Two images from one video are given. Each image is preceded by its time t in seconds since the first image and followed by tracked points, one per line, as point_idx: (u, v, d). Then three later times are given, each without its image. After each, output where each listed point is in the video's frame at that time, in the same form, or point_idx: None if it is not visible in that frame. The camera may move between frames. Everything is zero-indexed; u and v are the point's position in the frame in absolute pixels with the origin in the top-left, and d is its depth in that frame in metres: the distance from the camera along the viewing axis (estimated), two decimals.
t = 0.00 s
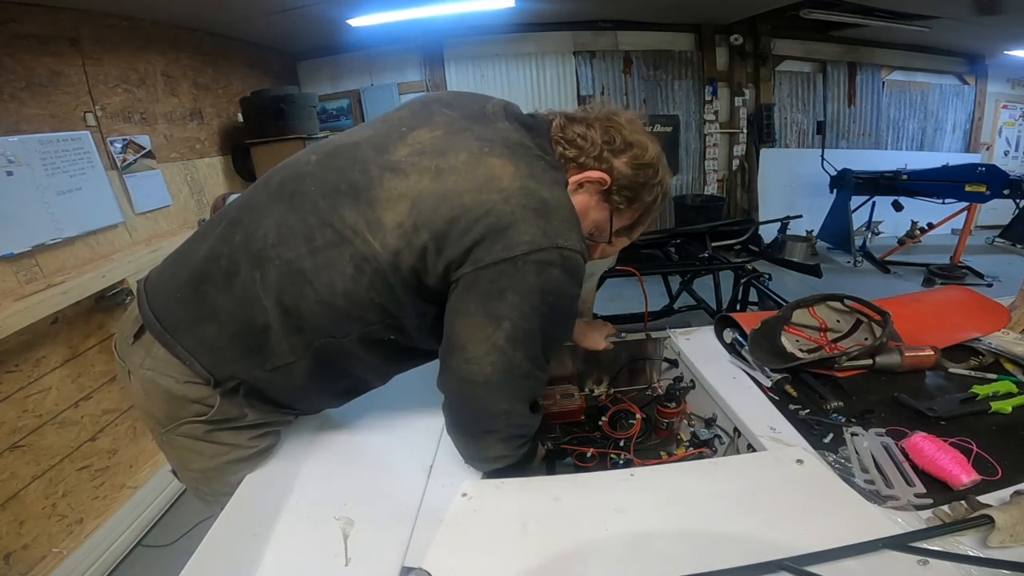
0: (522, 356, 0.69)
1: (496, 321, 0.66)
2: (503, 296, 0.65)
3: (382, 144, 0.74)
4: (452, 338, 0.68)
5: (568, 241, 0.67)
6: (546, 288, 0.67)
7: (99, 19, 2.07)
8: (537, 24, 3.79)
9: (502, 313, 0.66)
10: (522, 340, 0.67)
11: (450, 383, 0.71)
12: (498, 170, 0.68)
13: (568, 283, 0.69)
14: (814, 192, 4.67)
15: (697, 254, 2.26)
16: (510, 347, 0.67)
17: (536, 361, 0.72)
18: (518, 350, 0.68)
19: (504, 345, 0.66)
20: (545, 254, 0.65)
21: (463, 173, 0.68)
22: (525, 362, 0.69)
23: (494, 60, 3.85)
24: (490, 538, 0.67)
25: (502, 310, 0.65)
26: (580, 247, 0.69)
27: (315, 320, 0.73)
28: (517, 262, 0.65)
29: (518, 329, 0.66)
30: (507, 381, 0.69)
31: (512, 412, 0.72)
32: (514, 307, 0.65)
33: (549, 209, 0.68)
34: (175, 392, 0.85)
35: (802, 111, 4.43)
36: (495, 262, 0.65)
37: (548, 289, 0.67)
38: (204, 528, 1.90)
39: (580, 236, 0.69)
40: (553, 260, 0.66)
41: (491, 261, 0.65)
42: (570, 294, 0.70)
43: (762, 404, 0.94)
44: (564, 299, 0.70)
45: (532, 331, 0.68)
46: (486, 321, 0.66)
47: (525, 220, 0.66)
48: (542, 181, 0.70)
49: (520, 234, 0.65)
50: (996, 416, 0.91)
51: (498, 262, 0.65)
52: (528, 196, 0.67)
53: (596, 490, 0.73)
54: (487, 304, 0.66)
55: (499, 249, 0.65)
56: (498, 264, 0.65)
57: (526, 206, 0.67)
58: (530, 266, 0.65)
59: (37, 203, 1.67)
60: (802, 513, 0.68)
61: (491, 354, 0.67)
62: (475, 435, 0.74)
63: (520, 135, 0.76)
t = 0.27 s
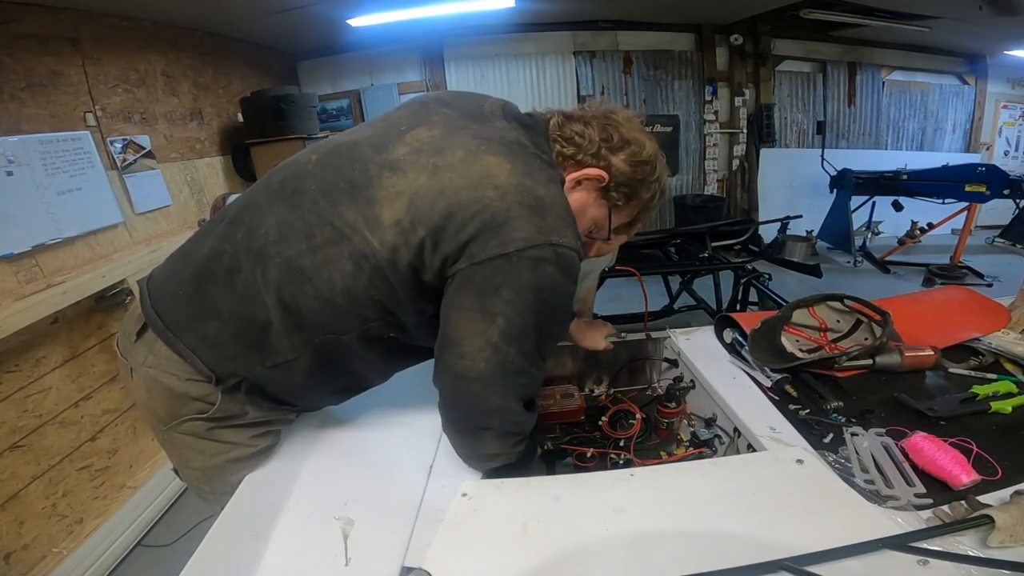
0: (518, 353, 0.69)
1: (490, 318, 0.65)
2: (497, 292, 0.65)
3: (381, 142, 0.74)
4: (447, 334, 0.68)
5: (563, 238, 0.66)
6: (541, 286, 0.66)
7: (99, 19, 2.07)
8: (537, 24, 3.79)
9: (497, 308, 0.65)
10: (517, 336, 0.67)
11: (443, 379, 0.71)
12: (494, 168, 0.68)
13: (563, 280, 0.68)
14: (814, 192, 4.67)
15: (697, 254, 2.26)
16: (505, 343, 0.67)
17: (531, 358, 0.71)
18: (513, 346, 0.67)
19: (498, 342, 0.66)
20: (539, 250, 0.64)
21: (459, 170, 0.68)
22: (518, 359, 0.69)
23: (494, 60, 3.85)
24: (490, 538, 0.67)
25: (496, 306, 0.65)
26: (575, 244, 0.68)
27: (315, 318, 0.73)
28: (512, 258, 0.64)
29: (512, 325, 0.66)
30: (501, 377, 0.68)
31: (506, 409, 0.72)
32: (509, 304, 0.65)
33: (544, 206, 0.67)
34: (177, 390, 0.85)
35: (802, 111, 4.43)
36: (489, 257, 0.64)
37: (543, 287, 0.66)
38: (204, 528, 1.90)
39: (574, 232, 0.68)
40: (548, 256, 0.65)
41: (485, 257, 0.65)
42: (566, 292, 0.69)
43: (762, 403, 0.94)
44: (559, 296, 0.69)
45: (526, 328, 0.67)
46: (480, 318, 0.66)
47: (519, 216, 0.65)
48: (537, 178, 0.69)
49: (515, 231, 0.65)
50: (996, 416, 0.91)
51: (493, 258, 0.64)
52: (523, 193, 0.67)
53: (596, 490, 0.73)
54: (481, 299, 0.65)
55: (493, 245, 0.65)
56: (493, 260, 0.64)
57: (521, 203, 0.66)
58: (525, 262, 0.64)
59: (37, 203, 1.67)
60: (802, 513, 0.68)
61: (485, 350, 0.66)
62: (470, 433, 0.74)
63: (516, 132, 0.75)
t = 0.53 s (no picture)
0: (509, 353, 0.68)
1: (473, 316, 0.65)
2: (481, 290, 0.64)
3: (379, 140, 0.74)
4: (429, 330, 0.67)
5: (552, 240, 0.66)
6: (527, 287, 0.65)
7: (99, 19, 2.07)
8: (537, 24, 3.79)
9: (480, 307, 0.64)
10: (498, 335, 0.66)
11: (424, 377, 0.69)
12: (486, 166, 0.68)
13: (549, 282, 0.66)
14: (814, 192, 4.67)
15: (697, 254, 2.26)
16: (486, 343, 0.66)
17: (513, 358, 0.69)
18: (492, 345, 0.66)
19: (479, 340, 0.65)
20: (527, 251, 0.64)
21: (452, 168, 0.68)
22: (497, 358, 0.67)
23: (494, 60, 3.85)
24: (490, 538, 0.67)
25: (479, 304, 0.64)
26: (564, 246, 0.67)
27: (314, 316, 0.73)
28: (498, 257, 0.64)
29: (494, 323, 0.65)
30: (481, 377, 0.67)
31: (481, 410, 0.70)
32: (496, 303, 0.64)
33: (534, 206, 0.67)
34: (177, 391, 0.85)
35: (802, 111, 4.43)
36: (475, 255, 0.64)
37: (529, 289, 0.65)
38: (203, 528, 1.90)
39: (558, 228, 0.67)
40: (535, 257, 0.64)
41: (472, 254, 0.64)
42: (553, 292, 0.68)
43: (761, 403, 0.94)
44: (548, 298, 0.68)
45: (509, 328, 0.66)
46: (462, 315, 0.65)
47: (507, 215, 0.65)
48: (531, 175, 0.69)
49: (503, 229, 0.64)
50: (996, 416, 0.91)
51: (480, 255, 0.64)
52: (514, 192, 0.66)
53: (596, 490, 0.73)
54: (465, 297, 0.65)
55: (482, 242, 0.64)
56: (479, 257, 0.64)
57: (512, 202, 0.66)
58: (511, 262, 0.64)
59: (37, 203, 1.67)
60: (802, 513, 0.68)
61: (464, 348, 0.66)
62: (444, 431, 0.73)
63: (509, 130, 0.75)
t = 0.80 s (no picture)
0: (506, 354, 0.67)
1: (461, 313, 0.62)
2: (470, 287, 0.62)
3: (373, 136, 0.73)
4: (418, 327, 0.65)
5: (543, 234, 0.63)
6: (518, 283, 0.62)
7: (99, 18, 2.07)
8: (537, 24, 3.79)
9: (471, 306, 0.62)
10: (490, 332, 0.63)
11: (416, 375, 0.67)
12: (476, 160, 0.64)
13: (542, 277, 0.64)
14: (814, 192, 4.67)
15: (697, 254, 2.26)
16: (478, 340, 0.63)
17: (505, 355, 0.67)
18: (483, 342, 0.63)
19: (468, 337, 0.63)
20: (518, 246, 0.61)
21: (441, 162, 0.65)
22: (488, 355, 0.65)
23: (494, 60, 3.86)
24: (490, 538, 0.67)
25: (469, 302, 0.62)
26: (557, 241, 0.64)
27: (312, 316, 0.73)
28: (488, 252, 0.61)
29: (484, 321, 0.63)
30: (472, 374, 0.65)
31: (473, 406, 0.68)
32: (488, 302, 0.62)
33: (525, 199, 0.64)
34: (177, 393, 0.85)
35: (802, 111, 4.44)
36: (464, 251, 0.62)
37: (520, 285, 0.63)
38: (203, 528, 1.90)
39: (548, 221, 0.64)
40: (526, 252, 0.62)
41: (460, 250, 0.62)
42: (546, 288, 0.65)
43: (761, 403, 0.94)
44: (541, 295, 0.65)
45: (498, 324, 0.63)
46: (450, 311, 0.63)
47: (498, 209, 0.62)
48: (522, 168, 0.66)
49: (492, 223, 0.62)
50: (996, 416, 0.91)
51: (468, 251, 0.62)
52: (504, 186, 0.63)
53: (596, 490, 0.73)
54: (453, 294, 0.62)
55: (471, 237, 0.62)
56: (467, 253, 0.62)
57: (501, 195, 0.63)
58: (501, 257, 0.61)
59: (37, 203, 1.67)
60: (803, 513, 0.68)
61: (455, 345, 0.63)
62: (436, 430, 0.71)
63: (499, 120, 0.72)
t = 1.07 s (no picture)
0: (500, 352, 0.66)
1: (453, 305, 0.61)
2: (461, 278, 0.61)
3: (367, 129, 0.72)
4: (411, 321, 0.64)
5: (535, 221, 0.62)
6: (512, 272, 0.61)
7: (99, 18, 2.07)
8: (537, 24, 3.79)
9: (460, 297, 0.61)
10: (483, 323, 0.62)
11: (410, 373, 0.67)
12: (466, 148, 0.63)
13: (534, 266, 0.63)
14: (814, 192, 4.67)
15: (697, 254, 2.26)
16: (471, 333, 0.62)
17: (499, 348, 0.65)
18: (476, 334, 0.62)
19: (461, 330, 0.62)
20: (510, 235, 0.60)
21: (430, 151, 0.64)
22: (481, 348, 0.63)
23: (494, 60, 3.86)
24: (490, 538, 0.67)
25: (460, 293, 0.61)
26: (549, 228, 0.63)
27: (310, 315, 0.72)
28: (479, 242, 0.60)
29: (476, 313, 0.61)
30: (465, 369, 0.64)
31: (470, 404, 0.67)
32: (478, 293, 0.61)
33: (517, 187, 0.62)
34: (178, 394, 0.85)
35: (802, 111, 4.44)
36: (454, 241, 0.61)
37: (513, 274, 0.61)
38: (204, 527, 1.91)
39: (539, 209, 0.63)
40: (519, 240, 0.61)
41: (450, 241, 0.61)
42: (539, 277, 0.64)
43: (761, 403, 0.94)
44: (533, 283, 0.64)
45: (491, 315, 0.62)
46: (442, 304, 0.61)
47: (487, 197, 0.61)
48: (512, 155, 0.64)
49: (483, 212, 0.60)
50: (996, 416, 0.91)
51: (458, 241, 0.60)
52: (494, 173, 0.62)
53: (595, 490, 0.73)
54: (443, 286, 0.61)
55: (461, 227, 0.61)
56: (458, 244, 0.60)
57: (491, 182, 0.62)
58: (493, 247, 0.60)
59: (37, 203, 1.67)
60: (804, 513, 0.68)
61: (446, 340, 0.62)
62: (434, 430, 0.71)
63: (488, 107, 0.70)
